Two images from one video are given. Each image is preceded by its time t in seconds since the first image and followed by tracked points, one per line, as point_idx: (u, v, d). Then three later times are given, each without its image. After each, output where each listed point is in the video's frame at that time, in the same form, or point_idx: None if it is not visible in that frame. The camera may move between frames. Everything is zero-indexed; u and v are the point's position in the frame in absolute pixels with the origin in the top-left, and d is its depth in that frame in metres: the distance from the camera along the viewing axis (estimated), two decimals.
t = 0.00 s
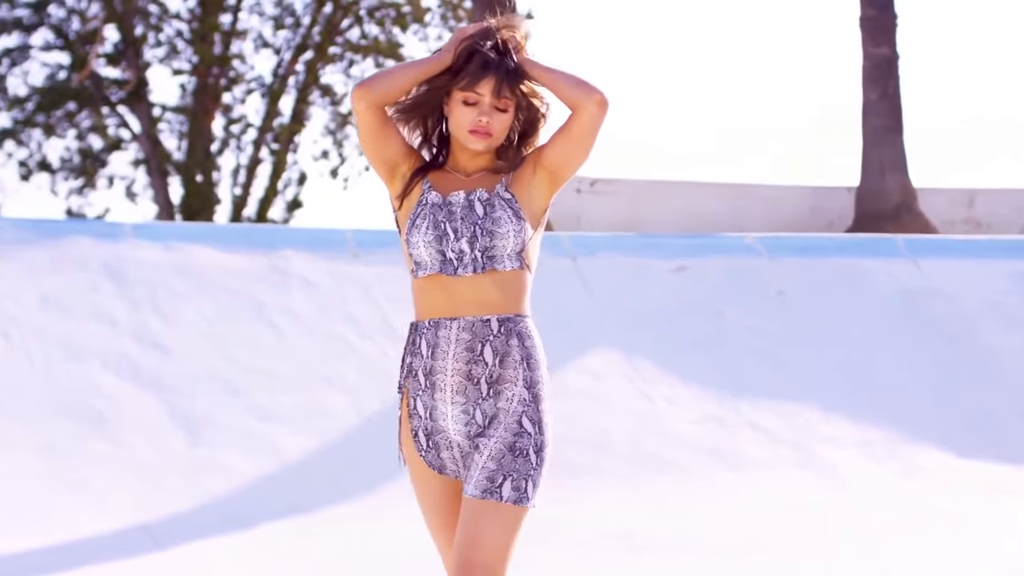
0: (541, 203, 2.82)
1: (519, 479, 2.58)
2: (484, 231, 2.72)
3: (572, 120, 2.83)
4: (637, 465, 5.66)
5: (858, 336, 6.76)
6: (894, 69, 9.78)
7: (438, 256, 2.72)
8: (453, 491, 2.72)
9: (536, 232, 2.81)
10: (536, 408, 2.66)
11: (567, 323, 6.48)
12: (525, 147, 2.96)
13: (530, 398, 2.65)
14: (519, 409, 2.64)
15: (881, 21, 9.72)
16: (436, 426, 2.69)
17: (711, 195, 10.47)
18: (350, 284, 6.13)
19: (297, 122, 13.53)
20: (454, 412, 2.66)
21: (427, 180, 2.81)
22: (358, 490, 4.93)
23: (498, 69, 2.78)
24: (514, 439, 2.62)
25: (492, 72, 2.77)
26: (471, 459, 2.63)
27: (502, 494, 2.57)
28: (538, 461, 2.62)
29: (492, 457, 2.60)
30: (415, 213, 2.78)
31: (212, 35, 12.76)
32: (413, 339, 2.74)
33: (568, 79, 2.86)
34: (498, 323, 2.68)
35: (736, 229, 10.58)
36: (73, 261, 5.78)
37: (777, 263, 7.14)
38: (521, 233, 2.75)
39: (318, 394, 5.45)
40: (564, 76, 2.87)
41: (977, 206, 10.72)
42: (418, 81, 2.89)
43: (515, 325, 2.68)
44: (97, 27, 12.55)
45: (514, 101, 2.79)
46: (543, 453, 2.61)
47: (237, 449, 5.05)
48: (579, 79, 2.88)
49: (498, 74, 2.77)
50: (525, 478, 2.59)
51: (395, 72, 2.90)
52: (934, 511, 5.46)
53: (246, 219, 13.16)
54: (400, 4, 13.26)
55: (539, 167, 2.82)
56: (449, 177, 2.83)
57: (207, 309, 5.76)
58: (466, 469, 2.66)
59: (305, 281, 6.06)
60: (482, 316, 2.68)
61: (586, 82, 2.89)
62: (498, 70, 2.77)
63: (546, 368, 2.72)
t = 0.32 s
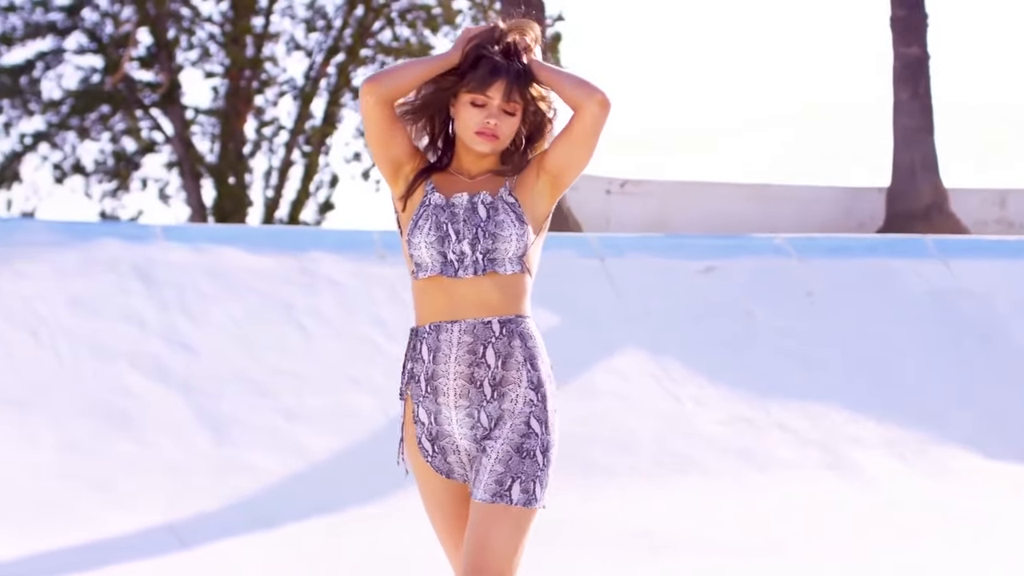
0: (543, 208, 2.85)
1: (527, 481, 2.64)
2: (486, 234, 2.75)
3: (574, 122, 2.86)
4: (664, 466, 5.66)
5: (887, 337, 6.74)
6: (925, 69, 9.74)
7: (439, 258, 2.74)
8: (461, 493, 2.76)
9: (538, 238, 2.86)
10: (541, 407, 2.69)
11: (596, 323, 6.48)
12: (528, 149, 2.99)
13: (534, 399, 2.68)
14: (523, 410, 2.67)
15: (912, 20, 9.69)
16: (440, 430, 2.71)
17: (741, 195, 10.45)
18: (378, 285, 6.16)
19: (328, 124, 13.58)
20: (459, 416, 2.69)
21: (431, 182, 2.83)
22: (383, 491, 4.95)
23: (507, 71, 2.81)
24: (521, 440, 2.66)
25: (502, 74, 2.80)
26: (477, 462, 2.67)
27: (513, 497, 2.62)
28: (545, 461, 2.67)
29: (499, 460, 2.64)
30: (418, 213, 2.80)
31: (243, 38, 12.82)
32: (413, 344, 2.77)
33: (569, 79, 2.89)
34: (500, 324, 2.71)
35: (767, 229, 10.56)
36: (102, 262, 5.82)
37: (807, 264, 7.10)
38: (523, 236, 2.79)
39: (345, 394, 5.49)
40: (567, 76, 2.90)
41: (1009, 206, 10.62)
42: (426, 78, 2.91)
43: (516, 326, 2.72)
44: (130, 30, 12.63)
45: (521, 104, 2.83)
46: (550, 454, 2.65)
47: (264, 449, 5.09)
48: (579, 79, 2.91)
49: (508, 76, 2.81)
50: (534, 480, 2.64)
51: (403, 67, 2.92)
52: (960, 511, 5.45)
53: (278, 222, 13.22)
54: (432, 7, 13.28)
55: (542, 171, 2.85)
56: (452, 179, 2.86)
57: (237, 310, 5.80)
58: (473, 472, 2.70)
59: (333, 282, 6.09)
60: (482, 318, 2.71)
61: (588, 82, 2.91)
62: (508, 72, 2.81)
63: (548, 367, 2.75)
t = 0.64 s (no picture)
0: (544, 214, 2.97)
1: (532, 475, 2.67)
2: (489, 236, 2.85)
3: (580, 128, 3.01)
4: (696, 469, 5.67)
5: (921, 340, 6.72)
6: (961, 70, 9.71)
7: (440, 258, 2.83)
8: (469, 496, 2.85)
9: (539, 242, 2.96)
10: (546, 402, 2.74)
11: (630, 325, 6.49)
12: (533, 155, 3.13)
13: (538, 394, 2.74)
14: (528, 405, 2.73)
15: (948, 22, 9.66)
16: (449, 432, 2.79)
17: (777, 197, 10.43)
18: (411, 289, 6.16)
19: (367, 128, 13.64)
20: (464, 417, 2.76)
21: (434, 182, 2.94)
22: (415, 493, 4.97)
23: (518, 75, 2.95)
24: (526, 435, 2.71)
25: (514, 78, 2.95)
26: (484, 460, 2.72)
27: (517, 490, 2.66)
28: (551, 456, 2.71)
29: (504, 455, 2.69)
30: (419, 214, 2.90)
31: (281, 44, 12.89)
32: (417, 351, 2.85)
33: (577, 84, 3.05)
34: (502, 323, 2.79)
35: (803, 231, 10.54)
36: (138, 266, 5.86)
37: (842, 268, 7.07)
38: (524, 241, 2.89)
39: (377, 397, 5.52)
40: (575, 83, 3.06)
41: None
42: (429, 76, 3.08)
43: (517, 324, 2.80)
44: (168, 36, 12.71)
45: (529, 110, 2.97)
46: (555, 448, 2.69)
47: (297, 453, 5.12)
48: (587, 85, 3.07)
49: (519, 81, 2.95)
50: (539, 473, 2.67)
51: (409, 66, 3.09)
52: (993, 516, 5.43)
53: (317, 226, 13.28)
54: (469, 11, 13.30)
55: (545, 177, 2.98)
56: (455, 181, 2.97)
57: (270, 315, 5.83)
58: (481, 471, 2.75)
59: (367, 286, 6.12)
60: (483, 318, 2.80)
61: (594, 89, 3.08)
62: (519, 76, 2.95)
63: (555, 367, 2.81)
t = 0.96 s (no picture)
0: (547, 220, 2.98)
1: (535, 478, 2.71)
2: (490, 238, 2.86)
3: (586, 137, 3.02)
4: (719, 472, 5.67)
5: (947, 344, 6.70)
6: (989, 73, 9.67)
7: (441, 259, 2.84)
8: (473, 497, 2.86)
9: (541, 247, 2.97)
10: (549, 403, 2.77)
11: (654, 329, 6.49)
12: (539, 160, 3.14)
13: (541, 395, 2.76)
14: (532, 406, 2.75)
15: (976, 25, 9.63)
16: (453, 435, 2.79)
17: (803, 199, 10.43)
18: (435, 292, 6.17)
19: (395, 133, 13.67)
20: (469, 420, 2.77)
21: (436, 183, 2.95)
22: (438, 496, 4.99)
23: (526, 80, 2.97)
24: (530, 437, 2.74)
25: (522, 83, 2.96)
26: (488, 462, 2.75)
27: (521, 493, 2.71)
28: (555, 457, 2.75)
29: (509, 458, 2.72)
30: (420, 215, 2.90)
31: (309, 48, 12.94)
32: (418, 354, 2.84)
33: (586, 91, 3.07)
34: (504, 323, 2.80)
35: (829, 235, 10.52)
36: (164, 270, 5.90)
37: (868, 270, 7.06)
38: (526, 243, 2.91)
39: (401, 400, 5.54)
40: (583, 90, 3.08)
41: None
42: (432, 78, 3.08)
43: (520, 324, 2.81)
44: (196, 42, 12.78)
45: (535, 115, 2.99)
46: (559, 449, 2.73)
47: (321, 455, 5.15)
48: (596, 93, 3.09)
49: (526, 85, 2.97)
50: (542, 476, 2.72)
51: (411, 67, 3.08)
52: (1016, 520, 5.42)
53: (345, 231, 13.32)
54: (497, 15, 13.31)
55: (548, 183, 2.99)
56: (457, 183, 2.97)
57: (295, 319, 5.85)
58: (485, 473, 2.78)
59: (392, 289, 6.12)
60: (486, 319, 2.81)
61: (602, 97, 3.09)
62: (527, 81, 2.97)
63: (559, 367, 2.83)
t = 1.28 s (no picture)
0: (550, 227, 2.93)
1: (545, 484, 2.68)
2: (493, 242, 2.81)
3: (598, 147, 2.96)
4: (748, 478, 5.67)
5: (978, 349, 6.68)
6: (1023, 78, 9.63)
7: (444, 264, 2.79)
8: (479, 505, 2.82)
9: (544, 253, 2.92)
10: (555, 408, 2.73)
11: (683, 336, 6.50)
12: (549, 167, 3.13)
13: (546, 399, 2.72)
14: (537, 412, 2.71)
15: (1009, 30, 9.60)
16: (459, 442, 2.75)
17: (842, 208, 10.49)
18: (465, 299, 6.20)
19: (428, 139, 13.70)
20: (474, 427, 2.73)
21: (440, 190, 2.91)
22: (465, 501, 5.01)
23: (533, 85, 2.96)
24: (538, 444, 2.70)
25: (529, 88, 2.95)
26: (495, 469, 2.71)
27: (531, 502, 2.67)
28: (565, 462, 2.71)
29: (517, 465, 2.69)
30: (423, 221, 2.86)
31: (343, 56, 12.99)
32: (423, 362, 2.82)
33: (604, 106, 3.04)
34: (507, 329, 2.76)
35: (863, 239, 10.55)
36: (196, 277, 5.94)
37: (898, 277, 7.02)
38: (529, 248, 2.85)
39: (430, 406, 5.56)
40: (600, 105, 3.05)
41: None
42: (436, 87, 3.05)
43: (523, 329, 2.77)
44: (231, 50, 12.84)
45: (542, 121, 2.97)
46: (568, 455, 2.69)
47: (349, 462, 5.18)
48: (613, 107, 3.05)
49: (533, 90, 2.96)
50: (552, 483, 2.68)
51: (414, 76, 3.04)
52: None
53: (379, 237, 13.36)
54: (530, 22, 13.32)
55: (555, 191, 2.95)
56: (459, 189, 2.94)
57: (326, 325, 5.88)
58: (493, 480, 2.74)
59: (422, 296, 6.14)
60: (489, 326, 2.76)
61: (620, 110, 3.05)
62: (534, 86, 2.96)
63: (564, 369, 2.79)
